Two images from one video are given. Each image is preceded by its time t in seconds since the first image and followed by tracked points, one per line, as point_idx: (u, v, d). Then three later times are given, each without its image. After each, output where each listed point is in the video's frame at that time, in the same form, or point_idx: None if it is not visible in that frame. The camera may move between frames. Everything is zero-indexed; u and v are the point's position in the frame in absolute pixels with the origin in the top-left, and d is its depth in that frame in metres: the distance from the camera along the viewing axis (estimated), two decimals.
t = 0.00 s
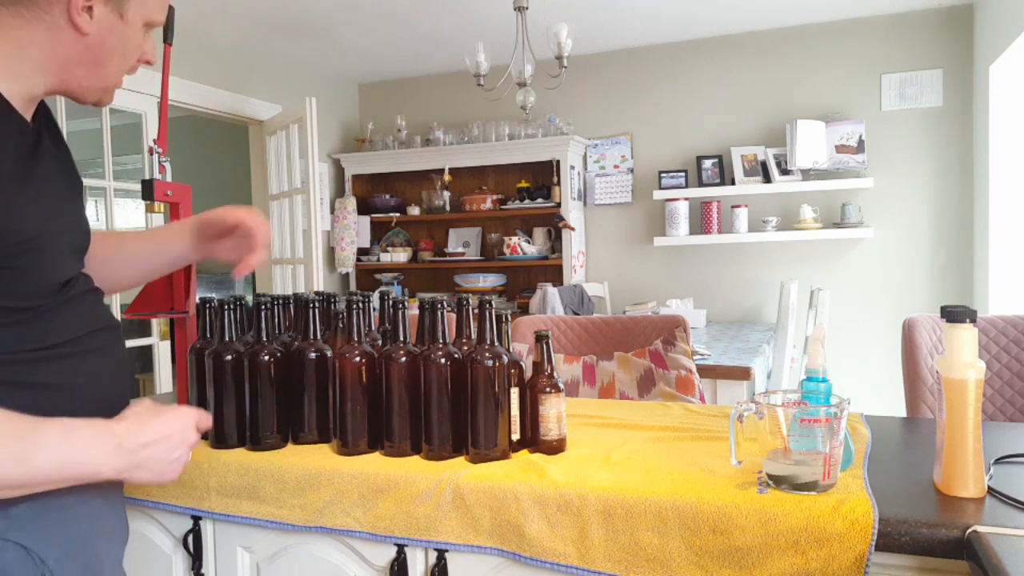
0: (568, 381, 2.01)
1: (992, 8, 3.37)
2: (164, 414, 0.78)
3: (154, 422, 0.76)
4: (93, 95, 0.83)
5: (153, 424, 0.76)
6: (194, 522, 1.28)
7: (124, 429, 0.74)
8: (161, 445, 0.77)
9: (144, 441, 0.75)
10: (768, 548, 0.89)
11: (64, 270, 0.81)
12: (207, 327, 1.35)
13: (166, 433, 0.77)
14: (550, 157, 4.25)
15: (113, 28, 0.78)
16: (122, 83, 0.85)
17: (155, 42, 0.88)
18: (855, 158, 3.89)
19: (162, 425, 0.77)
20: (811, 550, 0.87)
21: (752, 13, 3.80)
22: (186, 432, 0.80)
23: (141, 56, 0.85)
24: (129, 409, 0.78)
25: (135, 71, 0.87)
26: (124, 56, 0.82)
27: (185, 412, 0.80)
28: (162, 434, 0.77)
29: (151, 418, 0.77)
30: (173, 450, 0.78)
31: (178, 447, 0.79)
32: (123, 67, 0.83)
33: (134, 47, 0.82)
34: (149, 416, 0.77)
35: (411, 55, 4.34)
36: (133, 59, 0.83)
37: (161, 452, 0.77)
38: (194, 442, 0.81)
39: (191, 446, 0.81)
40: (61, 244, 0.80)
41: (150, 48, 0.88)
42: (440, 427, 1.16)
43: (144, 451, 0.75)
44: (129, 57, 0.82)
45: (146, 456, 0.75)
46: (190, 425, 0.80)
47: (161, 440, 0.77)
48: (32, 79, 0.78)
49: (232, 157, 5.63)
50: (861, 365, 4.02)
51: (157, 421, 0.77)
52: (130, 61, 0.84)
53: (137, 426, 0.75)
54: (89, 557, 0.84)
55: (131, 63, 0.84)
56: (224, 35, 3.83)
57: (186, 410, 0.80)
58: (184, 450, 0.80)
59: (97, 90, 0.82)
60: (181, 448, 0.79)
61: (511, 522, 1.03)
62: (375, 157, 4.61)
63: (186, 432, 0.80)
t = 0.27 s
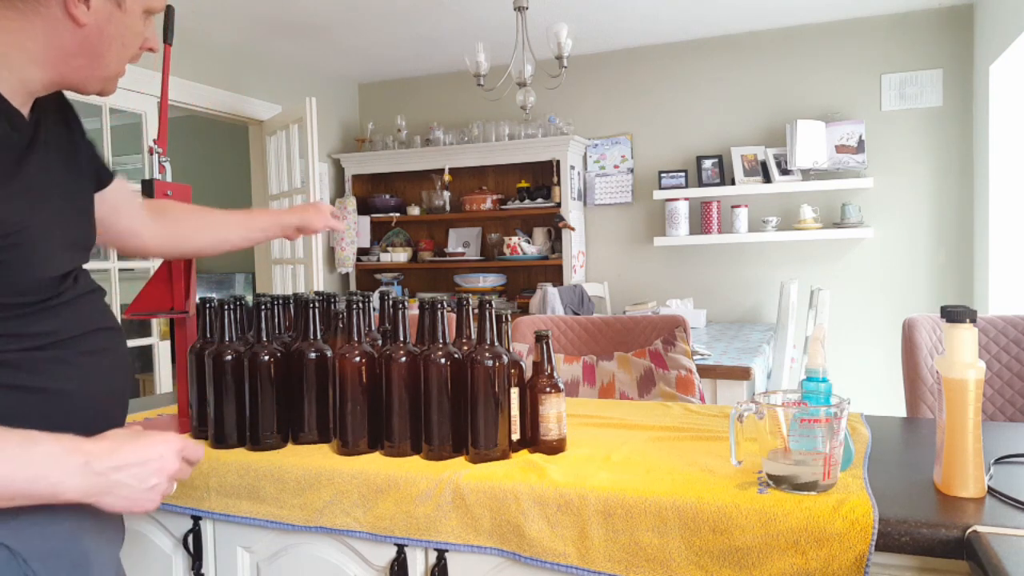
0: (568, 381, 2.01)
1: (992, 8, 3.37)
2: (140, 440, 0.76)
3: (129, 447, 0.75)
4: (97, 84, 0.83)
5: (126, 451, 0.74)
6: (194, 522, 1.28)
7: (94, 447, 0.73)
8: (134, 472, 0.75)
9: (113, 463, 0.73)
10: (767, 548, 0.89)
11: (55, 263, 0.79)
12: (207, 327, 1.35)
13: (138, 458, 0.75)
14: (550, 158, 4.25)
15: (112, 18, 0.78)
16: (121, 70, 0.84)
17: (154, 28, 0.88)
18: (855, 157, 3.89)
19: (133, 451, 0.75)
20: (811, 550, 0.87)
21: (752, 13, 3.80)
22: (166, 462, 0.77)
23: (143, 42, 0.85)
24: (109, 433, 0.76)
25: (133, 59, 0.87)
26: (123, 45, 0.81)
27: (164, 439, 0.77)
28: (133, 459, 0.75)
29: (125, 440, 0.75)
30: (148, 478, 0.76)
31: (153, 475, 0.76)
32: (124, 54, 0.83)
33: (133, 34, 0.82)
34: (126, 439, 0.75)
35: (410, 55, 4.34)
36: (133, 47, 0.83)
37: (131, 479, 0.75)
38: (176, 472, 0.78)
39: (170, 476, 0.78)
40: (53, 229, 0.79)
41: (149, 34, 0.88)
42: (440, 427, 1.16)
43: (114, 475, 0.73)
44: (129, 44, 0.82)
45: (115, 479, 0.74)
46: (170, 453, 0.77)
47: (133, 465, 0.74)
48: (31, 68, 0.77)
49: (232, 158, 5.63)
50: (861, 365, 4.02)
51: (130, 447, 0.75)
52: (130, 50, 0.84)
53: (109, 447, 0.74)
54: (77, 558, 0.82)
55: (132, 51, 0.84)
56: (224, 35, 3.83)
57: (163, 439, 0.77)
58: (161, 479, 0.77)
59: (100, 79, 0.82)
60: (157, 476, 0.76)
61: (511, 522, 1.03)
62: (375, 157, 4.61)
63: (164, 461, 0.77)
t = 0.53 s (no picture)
0: (568, 381, 2.01)
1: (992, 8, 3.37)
2: (126, 462, 0.75)
3: (114, 468, 0.74)
4: (103, 87, 0.82)
5: (111, 473, 0.74)
6: (194, 522, 1.28)
7: (79, 465, 0.73)
8: (117, 493, 0.74)
9: (95, 484, 0.73)
10: (767, 548, 0.89)
11: (62, 265, 0.79)
12: (207, 327, 1.35)
13: (122, 480, 0.75)
14: (550, 158, 4.25)
15: (119, 22, 0.78)
16: (128, 73, 0.84)
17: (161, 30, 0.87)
18: (855, 158, 3.89)
19: (117, 474, 0.74)
20: (811, 550, 0.87)
21: (752, 13, 3.80)
22: (150, 486, 0.77)
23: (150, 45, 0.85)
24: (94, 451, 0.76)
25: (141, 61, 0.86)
26: (130, 49, 0.81)
27: (148, 463, 0.77)
28: (117, 481, 0.74)
29: (111, 462, 0.75)
30: (132, 501, 0.75)
31: (136, 497, 0.76)
32: (130, 58, 0.82)
33: (140, 39, 0.82)
34: (112, 460, 0.75)
35: (410, 55, 4.34)
36: (140, 51, 0.83)
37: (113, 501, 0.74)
38: (161, 495, 0.78)
39: (153, 501, 0.77)
40: (58, 232, 0.78)
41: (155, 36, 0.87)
42: (440, 427, 1.16)
43: (97, 496, 0.73)
44: (135, 48, 0.82)
45: (96, 500, 0.73)
46: (155, 476, 0.77)
47: (116, 487, 0.74)
48: (37, 72, 0.77)
49: (232, 158, 5.63)
50: (861, 365, 4.02)
51: (115, 470, 0.74)
52: (137, 54, 0.83)
53: (93, 466, 0.74)
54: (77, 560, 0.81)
55: (138, 54, 0.83)
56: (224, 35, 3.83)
57: (149, 464, 0.77)
58: (143, 504, 0.76)
59: (106, 83, 0.82)
60: (140, 499, 0.76)
61: (511, 522, 1.03)
62: (375, 156, 4.61)
63: (148, 485, 0.77)
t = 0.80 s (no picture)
0: (568, 381, 2.01)
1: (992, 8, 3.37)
2: (139, 466, 0.77)
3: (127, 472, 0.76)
4: (105, 89, 0.82)
5: (127, 476, 0.75)
6: (193, 521, 1.28)
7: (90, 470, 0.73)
8: (131, 496, 0.75)
9: (111, 488, 0.74)
10: (767, 548, 0.89)
11: (66, 265, 0.79)
12: (207, 327, 1.35)
13: (137, 484, 0.76)
14: (550, 158, 4.25)
15: (118, 24, 0.78)
16: (129, 75, 0.84)
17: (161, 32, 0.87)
18: (855, 158, 3.89)
19: (133, 477, 0.76)
20: (811, 550, 0.87)
21: (752, 13, 3.80)
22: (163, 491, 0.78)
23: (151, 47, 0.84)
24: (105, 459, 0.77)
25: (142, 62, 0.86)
26: (129, 52, 0.81)
27: (160, 468, 0.79)
28: (133, 484, 0.76)
29: (126, 465, 0.76)
30: (144, 505, 0.76)
31: (150, 502, 0.77)
32: (130, 61, 0.82)
33: (140, 41, 0.82)
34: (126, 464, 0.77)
35: (410, 55, 4.34)
36: (141, 53, 0.83)
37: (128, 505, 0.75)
38: (172, 500, 0.79)
39: (167, 505, 0.79)
40: (62, 234, 0.78)
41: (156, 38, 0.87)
42: (440, 427, 1.16)
43: (113, 498, 0.74)
44: (135, 51, 0.82)
45: (112, 503, 0.74)
46: (168, 480, 0.79)
47: (130, 489, 0.75)
48: (36, 74, 0.77)
49: (232, 158, 5.63)
50: (861, 365, 4.02)
51: (131, 473, 0.76)
52: (138, 55, 0.83)
53: (104, 470, 0.74)
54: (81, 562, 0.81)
55: (139, 57, 0.83)
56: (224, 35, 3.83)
57: (161, 468, 0.79)
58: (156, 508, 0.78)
59: (107, 85, 0.82)
60: (152, 503, 0.77)
61: (511, 522, 1.03)
62: (375, 156, 4.61)
63: (161, 489, 0.78)
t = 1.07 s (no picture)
0: (568, 381, 2.01)
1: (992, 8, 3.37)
2: (146, 478, 0.76)
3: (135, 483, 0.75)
4: (108, 91, 0.81)
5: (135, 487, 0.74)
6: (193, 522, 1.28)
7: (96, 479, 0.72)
8: (136, 508, 0.74)
9: (120, 497, 0.73)
10: (767, 548, 0.89)
11: (73, 267, 0.78)
12: (207, 327, 1.35)
13: (146, 495, 0.75)
14: (550, 157, 4.25)
15: (123, 24, 0.77)
16: (134, 76, 0.83)
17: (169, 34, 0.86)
18: (855, 158, 3.89)
19: (142, 488, 0.75)
20: (811, 550, 0.87)
21: (752, 13, 3.80)
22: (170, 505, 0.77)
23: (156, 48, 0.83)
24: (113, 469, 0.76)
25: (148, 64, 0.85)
26: (134, 53, 0.80)
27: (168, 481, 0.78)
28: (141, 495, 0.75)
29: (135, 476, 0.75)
30: (150, 517, 0.75)
31: (157, 515, 0.76)
32: (136, 63, 0.81)
33: (146, 43, 0.81)
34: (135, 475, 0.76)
35: (410, 55, 4.34)
36: (146, 55, 0.82)
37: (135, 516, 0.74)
38: (179, 514, 0.78)
39: (172, 520, 0.77)
40: (69, 235, 0.77)
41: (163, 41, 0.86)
42: (440, 427, 1.16)
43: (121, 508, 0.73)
44: (141, 52, 0.81)
45: (118, 513, 0.73)
46: (173, 494, 0.77)
47: (138, 500, 0.74)
48: (41, 70, 0.76)
49: (232, 158, 5.63)
50: (861, 365, 4.02)
51: (139, 484, 0.75)
52: (143, 57, 0.82)
53: (110, 481, 0.73)
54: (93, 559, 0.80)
55: (144, 58, 0.82)
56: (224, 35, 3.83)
57: (168, 481, 0.78)
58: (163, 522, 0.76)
59: (111, 86, 0.81)
60: (158, 516, 0.76)
61: (511, 522, 1.03)
62: (375, 156, 4.61)
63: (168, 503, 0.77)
